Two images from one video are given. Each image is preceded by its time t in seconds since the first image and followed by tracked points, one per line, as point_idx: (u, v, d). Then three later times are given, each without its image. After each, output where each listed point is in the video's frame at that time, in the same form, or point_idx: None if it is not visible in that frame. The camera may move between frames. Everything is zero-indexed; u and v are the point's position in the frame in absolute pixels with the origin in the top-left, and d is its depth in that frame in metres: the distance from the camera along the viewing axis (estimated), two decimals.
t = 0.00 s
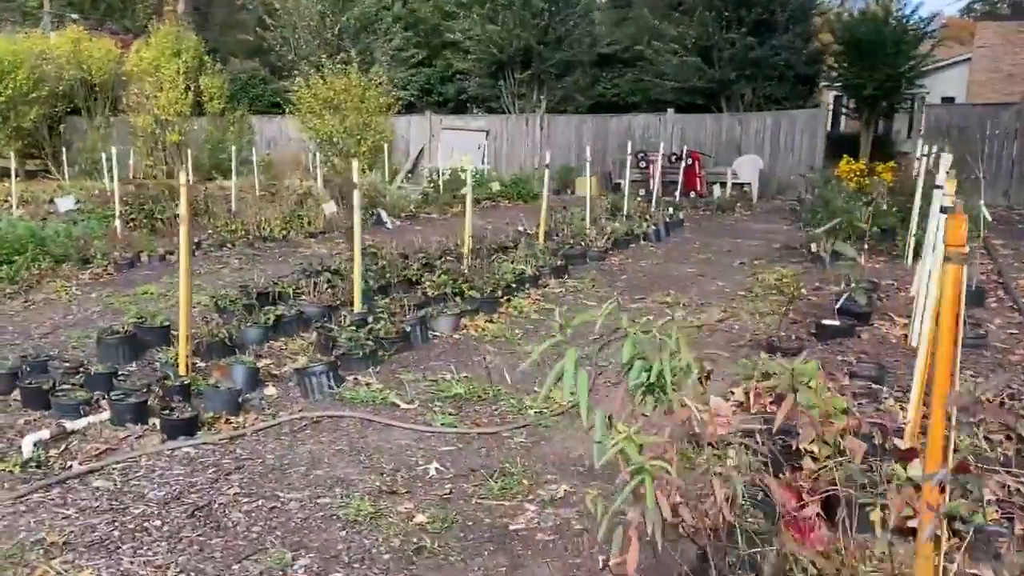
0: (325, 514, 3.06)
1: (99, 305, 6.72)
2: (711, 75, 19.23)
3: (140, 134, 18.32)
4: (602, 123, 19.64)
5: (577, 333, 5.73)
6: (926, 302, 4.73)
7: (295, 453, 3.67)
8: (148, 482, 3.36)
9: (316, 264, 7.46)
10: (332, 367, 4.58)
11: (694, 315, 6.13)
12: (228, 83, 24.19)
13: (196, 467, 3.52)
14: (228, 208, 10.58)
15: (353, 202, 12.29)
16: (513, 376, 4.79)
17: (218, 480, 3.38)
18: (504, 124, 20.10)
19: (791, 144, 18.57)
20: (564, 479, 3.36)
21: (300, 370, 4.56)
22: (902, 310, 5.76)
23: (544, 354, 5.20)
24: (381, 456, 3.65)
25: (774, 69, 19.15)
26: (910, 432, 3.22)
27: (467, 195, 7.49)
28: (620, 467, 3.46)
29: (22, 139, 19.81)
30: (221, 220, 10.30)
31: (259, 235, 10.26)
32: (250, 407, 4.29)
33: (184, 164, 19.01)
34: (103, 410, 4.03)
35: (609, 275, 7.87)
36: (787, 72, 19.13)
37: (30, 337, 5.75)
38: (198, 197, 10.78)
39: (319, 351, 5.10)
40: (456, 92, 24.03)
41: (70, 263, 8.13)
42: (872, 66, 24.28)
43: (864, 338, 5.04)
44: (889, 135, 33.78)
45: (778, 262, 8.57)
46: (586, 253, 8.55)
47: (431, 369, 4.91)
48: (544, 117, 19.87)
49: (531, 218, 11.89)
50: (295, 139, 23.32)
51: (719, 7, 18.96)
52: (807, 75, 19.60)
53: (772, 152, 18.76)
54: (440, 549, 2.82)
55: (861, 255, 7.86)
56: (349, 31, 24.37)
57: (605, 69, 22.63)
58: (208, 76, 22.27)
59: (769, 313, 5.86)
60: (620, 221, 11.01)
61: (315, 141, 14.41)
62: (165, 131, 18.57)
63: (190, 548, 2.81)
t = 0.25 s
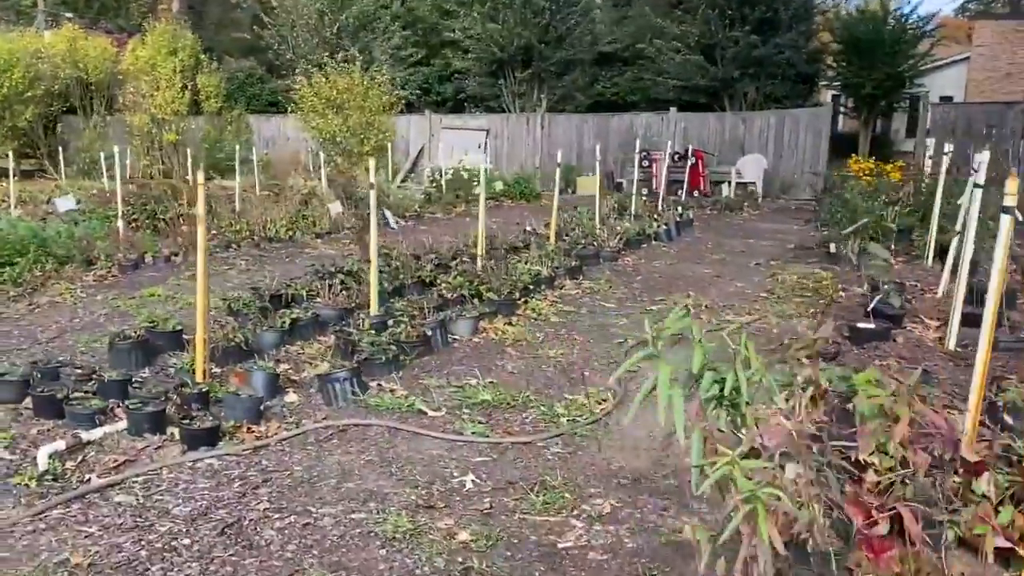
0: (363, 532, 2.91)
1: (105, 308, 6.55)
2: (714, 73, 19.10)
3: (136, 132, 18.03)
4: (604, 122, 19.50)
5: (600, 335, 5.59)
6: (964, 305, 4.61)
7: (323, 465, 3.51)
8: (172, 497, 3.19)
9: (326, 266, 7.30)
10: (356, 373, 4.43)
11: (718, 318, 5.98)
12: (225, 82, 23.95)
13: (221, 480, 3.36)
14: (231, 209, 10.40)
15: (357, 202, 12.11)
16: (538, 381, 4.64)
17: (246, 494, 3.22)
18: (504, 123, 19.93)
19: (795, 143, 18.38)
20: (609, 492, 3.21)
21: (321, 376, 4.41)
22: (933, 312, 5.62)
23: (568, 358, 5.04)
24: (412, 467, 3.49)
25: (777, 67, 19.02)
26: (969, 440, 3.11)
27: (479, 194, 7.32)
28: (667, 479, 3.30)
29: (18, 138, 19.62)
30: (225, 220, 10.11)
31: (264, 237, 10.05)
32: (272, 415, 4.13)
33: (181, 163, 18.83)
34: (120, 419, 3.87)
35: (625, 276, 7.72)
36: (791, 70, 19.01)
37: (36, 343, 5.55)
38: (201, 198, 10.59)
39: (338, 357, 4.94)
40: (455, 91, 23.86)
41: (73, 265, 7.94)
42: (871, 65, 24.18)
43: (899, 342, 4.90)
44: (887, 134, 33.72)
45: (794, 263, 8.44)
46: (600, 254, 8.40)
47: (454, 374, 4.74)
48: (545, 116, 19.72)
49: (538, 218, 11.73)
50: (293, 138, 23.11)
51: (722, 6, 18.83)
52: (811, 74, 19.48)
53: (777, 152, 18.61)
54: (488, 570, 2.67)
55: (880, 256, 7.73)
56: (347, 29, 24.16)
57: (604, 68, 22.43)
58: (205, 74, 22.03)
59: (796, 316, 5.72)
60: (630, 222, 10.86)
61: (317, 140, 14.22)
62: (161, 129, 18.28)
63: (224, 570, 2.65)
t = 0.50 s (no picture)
0: (409, 557, 2.76)
1: (118, 314, 6.39)
2: (721, 73, 18.95)
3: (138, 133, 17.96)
4: (609, 122, 19.38)
5: (629, 343, 5.44)
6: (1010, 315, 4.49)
7: (360, 482, 3.37)
8: (205, 518, 3.05)
9: (342, 270, 7.14)
10: (385, 384, 4.27)
11: (748, 325, 5.84)
12: (227, 81, 23.75)
13: (255, 500, 3.20)
14: (238, 209, 10.24)
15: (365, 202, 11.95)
16: (571, 392, 4.49)
17: (283, 515, 3.08)
18: (509, 123, 19.87)
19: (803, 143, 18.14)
20: (662, 512, 3.07)
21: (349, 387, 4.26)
22: (971, 320, 5.47)
23: (599, 367, 4.89)
24: (453, 483, 3.35)
25: (786, 67, 18.85)
26: None
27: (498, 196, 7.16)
28: (720, 499, 3.17)
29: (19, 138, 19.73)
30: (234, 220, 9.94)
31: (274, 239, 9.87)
32: (300, 429, 3.97)
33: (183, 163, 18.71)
34: (143, 434, 3.71)
35: (645, 280, 7.58)
36: (799, 70, 18.85)
37: (48, 351, 5.37)
38: (209, 198, 10.43)
39: (363, 367, 4.79)
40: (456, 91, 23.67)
41: (81, 268, 7.78)
42: (872, 65, 23.96)
43: (941, 352, 4.75)
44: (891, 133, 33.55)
45: (816, 266, 8.29)
46: (618, 257, 8.25)
47: (483, 383, 4.58)
48: (549, 115, 19.64)
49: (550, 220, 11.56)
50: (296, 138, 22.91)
51: (730, 5, 18.66)
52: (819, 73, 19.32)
53: (785, 152, 18.41)
54: None
55: (906, 261, 7.58)
56: (350, 28, 23.98)
57: (608, 67, 22.21)
58: (207, 74, 21.83)
59: (829, 324, 5.57)
60: (644, 223, 10.72)
61: (323, 141, 14.05)
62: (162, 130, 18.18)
63: None
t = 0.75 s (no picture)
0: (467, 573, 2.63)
1: (137, 316, 6.26)
2: (731, 73, 18.81)
3: (144, 131, 18.20)
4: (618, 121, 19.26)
5: (663, 345, 5.31)
6: None
7: (404, 493, 3.24)
8: (248, 530, 2.93)
9: (362, 270, 7.01)
10: (421, 389, 4.14)
11: (782, 327, 5.71)
12: (232, 81, 23.60)
13: (297, 512, 3.07)
14: (251, 209, 10.11)
15: (376, 203, 11.80)
16: (610, 395, 4.36)
17: (328, 527, 2.95)
18: (516, 123, 19.78)
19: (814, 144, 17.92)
20: (725, 525, 2.94)
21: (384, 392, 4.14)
22: (1013, 322, 5.33)
23: (635, 370, 4.76)
24: (502, 494, 3.21)
25: (797, 66, 18.71)
26: None
27: (521, 196, 7.01)
28: (784, 510, 3.03)
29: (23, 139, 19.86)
30: (249, 220, 9.83)
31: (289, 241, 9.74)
32: (336, 436, 3.85)
33: (187, 163, 18.83)
34: (176, 442, 3.59)
35: (670, 280, 7.44)
36: (810, 69, 18.70)
37: (67, 355, 5.24)
38: (221, 198, 10.30)
39: (396, 372, 4.68)
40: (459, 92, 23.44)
41: (96, 268, 7.66)
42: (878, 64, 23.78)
43: (989, 356, 4.62)
44: (897, 133, 33.40)
45: (841, 266, 8.15)
46: (641, 257, 8.11)
47: (519, 388, 4.45)
48: (558, 115, 19.54)
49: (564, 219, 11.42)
50: (301, 137, 22.73)
51: (740, 4, 18.51)
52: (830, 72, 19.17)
53: (795, 152, 18.21)
54: None
55: (935, 262, 7.44)
56: (356, 28, 23.83)
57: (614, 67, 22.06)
58: (211, 74, 21.68)
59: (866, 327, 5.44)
60: (661, 223, 10.58)
61: (333, 140, 13.91)
62: (167, 128, 18.47)
63: None
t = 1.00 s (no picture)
0: None
1: (160, 320, 6.13)
2: (744, 72, 18.64)
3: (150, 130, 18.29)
4: (630, 121, 19.14)
5: (701, 351, 5.18)
6: None
7: (457, 508, 3.10)
8: (299, 550, 2.80)
9: (386, 274, 6.88)
10: (464, 397, 4.00)
11: (821, 333, 5.58)
12: (240, 80, 23.45)
13: (344, 531, 2.94)
14: (268, 210, 9.97)
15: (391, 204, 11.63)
16: (654, 404, 4.22)
17: (380, 548, 2.81)
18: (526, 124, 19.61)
19: (828, 144, 17.82)
20: (799, 544, 2.81)
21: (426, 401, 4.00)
22: None
23: (678, 378, 4.62)
24: (559, 510, 3.07)
25: (810, 66, 18.54)
26: None
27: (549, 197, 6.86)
28: (858, 529, 2.90)
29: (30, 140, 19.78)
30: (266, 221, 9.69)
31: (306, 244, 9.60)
32: (378, 448, 3.71)
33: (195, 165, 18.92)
34: (214, 455, 3.46)
35: (699, 283, 7.31)
36: (824, 68, 18.53)
37: (91, 363, 5.08)
38: (236, 199, 10.15)
39: (433, 382, 4.57)
40: (468, 92, 23.35)
41: (112, 270, 7.52)
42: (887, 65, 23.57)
43: None
44: (907, 132, 33.20)
45: (871, 269, 8.01)
46: (667, 260, 7.97)
47: (561, 396, 4.31)
48: (569, 115, 19.38)
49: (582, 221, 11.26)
50: (309, 136, 22.51)
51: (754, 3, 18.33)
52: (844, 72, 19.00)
53: (808, 153, 18.11)
54: None
55: (971, 266, 7.29)
56: (365, 26, 23.70)
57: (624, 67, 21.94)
58: (219, 73, 21.53)
59: (911, 335, 5.30)
60: (682, 225, 10.42)
61: (346, 140, 13.77)
62: (174, 128, 18.50)
63: None
